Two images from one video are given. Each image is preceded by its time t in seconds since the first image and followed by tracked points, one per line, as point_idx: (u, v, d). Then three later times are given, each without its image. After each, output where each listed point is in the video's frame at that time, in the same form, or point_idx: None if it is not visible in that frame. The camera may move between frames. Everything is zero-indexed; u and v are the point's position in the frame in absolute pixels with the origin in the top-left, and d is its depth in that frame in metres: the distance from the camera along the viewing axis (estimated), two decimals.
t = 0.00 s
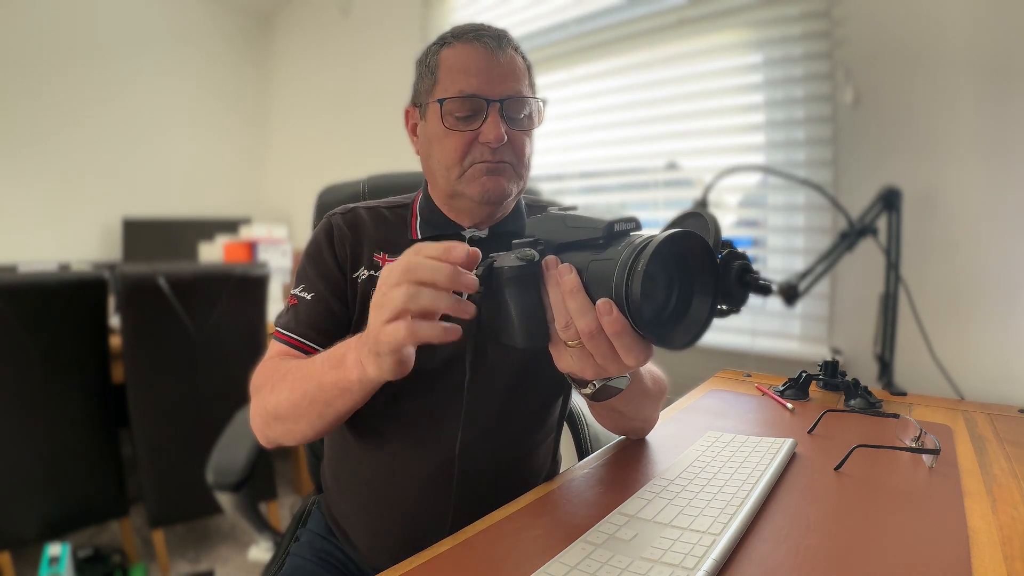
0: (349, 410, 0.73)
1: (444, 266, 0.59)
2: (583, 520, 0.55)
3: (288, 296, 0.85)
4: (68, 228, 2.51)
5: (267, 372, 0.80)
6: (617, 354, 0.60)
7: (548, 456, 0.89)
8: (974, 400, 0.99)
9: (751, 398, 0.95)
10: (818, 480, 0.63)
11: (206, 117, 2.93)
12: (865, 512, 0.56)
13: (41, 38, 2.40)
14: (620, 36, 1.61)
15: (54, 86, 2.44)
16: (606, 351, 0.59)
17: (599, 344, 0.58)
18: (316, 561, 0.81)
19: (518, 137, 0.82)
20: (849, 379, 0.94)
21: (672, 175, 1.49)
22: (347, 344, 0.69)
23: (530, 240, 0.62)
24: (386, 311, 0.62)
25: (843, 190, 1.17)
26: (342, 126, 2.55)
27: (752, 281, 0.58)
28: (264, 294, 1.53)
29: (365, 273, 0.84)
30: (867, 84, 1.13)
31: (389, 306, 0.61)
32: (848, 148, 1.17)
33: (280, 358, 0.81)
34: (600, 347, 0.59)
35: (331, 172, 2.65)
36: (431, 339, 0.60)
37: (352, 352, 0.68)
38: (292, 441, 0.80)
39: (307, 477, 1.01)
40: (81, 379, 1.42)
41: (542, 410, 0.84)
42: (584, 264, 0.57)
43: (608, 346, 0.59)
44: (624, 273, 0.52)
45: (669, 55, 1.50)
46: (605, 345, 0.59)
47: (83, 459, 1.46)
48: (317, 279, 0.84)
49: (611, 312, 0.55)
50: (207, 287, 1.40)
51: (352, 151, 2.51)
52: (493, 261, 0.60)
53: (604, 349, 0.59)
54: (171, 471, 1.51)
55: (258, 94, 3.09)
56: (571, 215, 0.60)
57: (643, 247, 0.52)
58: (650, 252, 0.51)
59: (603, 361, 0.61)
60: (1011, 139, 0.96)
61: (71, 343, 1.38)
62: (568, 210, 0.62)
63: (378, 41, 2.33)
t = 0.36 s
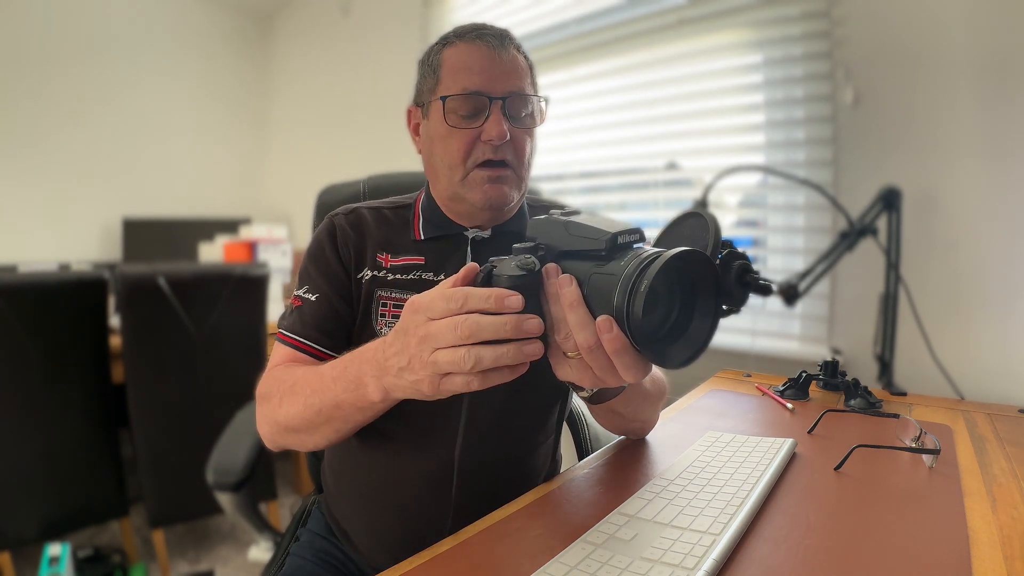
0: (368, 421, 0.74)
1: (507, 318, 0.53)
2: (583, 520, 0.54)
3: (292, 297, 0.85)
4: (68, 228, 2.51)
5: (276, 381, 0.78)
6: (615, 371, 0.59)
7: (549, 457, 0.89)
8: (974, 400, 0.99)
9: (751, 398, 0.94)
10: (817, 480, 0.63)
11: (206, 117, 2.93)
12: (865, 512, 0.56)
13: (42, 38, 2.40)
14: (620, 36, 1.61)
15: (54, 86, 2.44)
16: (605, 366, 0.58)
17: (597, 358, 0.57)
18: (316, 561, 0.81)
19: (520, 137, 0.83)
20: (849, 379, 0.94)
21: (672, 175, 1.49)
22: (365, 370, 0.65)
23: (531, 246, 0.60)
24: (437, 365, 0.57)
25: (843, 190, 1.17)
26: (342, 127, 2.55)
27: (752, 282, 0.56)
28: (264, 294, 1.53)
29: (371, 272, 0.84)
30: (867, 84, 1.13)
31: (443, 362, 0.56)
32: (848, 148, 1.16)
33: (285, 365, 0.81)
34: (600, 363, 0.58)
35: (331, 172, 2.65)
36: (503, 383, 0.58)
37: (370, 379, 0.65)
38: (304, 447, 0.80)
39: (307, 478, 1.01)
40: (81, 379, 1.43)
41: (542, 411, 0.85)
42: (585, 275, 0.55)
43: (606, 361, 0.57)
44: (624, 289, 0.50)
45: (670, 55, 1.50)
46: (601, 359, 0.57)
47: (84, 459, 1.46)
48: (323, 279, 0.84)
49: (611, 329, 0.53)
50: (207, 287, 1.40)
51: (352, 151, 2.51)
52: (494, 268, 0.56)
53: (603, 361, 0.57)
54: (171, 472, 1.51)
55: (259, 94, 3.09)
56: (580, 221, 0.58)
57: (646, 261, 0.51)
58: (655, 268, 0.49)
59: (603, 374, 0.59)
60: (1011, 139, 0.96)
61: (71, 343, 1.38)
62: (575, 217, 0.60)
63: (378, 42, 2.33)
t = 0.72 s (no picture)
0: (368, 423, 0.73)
1: (475, 338, 0.53)
2: (582, 520, 0.54)
3: (292, 299, 0.84)
4: (68, 228, 2.51)
5: (275, 384, 0.79)
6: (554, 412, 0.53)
7: (551, 458, 0.89)
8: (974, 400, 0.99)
9: (751, 398, 0.95)
10: (817, 480, 0.63)
11: (206, 116, 2.93)
12: (865, 512, 0.56)
13: (42, 38, 2.40)
14: (621, 36, 1.61)
15: (54, 86, 2.44)
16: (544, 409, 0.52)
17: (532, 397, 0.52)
18: (316, 561, 0.81)
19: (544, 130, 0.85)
20: (849, 379, 0.94)
21: (672, 174, 1.50)
22: (366, 377, 0.65)
23: (477, 272, 0.55)
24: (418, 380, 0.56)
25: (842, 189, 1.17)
26: (343, 127, 2.55)
27: (751, 282, 0.64)
28: (264, 294, 1.53)
29: (375, 272, 0.84)
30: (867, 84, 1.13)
31: (418, 378, 0.55)
32: (848, 149, 1.16)
33: (285, 367, 0.81)
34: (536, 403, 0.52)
35: (331, 172, 2.65)
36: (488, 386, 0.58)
37: (370, 385, 0.65)
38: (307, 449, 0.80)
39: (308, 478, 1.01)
40: (81, 379, 1.42)
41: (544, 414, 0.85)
42: (515, 306, 0.50)
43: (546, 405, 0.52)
44: (544, 320, 0.45)
45: (670, 54, 1.50)
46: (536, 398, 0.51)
47: (84, 458, 1.46)
48: (324, 281, 0.83)
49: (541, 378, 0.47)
50: (207, 287, 1.40)
51: (352, 152, 2.51)
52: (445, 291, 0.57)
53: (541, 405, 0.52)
54: (172, 471, 1.51)
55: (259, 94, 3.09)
56: (515, 253, 0.51)
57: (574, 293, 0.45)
58: (580, 302, 0.44)
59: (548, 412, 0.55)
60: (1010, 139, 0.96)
61: (71, 343, 1.38)
62: (518, 242, 0.53)
63: (378, 42, 2.33)
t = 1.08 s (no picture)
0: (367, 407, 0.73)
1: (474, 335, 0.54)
2: (582, 520, 0.54)
3: (292, 298, 0.85)
4: (68, 228, 2.51)
5: (273, 379, 0.79)
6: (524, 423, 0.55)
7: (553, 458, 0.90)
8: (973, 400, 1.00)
9: (751, 398, 0.95)
10: (817, 480, 0.63)
11: (205, 116, 2.93)
12: (865, 512, 0.56)
13: (41, 37, 2.40)
14: (621, 36, 1.61)
15: (54, 86, 2.44)
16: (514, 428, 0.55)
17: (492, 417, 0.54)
18: (317, 560, 0.81)
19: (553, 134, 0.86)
20: (849, 379, 0.94)
21: (673, 174, 1.50)
22: (354, 368, 0.64)
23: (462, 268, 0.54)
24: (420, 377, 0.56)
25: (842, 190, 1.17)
26: (342, 127, 2.55)
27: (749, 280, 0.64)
28: (264, 294, 1.53)
29: (377, 271, 0.84)
30: (867, 84, 1.13)
31: (426, 376, 0.55)
32: (850, 149, 1.16)
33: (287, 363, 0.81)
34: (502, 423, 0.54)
35: (331, 172, 2.65)
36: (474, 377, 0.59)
37: (360, 376, 0.64)
38: (306, 440, 0.80)
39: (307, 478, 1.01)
40: (81, 379, 1.42)
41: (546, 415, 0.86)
42: (479, 311, 0.50)
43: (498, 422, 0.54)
44: (494, 325, 0.44)
45: (670, 54, 1.50)
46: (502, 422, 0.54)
47: (84, 459, 1.46)
48: (327, 280, 0.83)
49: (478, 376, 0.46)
50: (207, 287, 1.40)
51: (352, 152, 2.51)
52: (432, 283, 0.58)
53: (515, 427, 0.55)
54: (171, 471, 1.51)
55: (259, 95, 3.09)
56: (488, 259, 0.50)
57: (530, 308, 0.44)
58: (534, 320, 0.43)
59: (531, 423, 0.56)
60: (1010, 139, 0.96)
61: (71, 343, 1.38)
62: (496, 246, 0.51)
63: (378, 41, 2.33)
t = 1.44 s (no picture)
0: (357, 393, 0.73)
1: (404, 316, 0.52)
2: (582, 520, 0.54)
3: (291, 300, 0.84)
4: (68, 228, 2.51)
5: (267, 376, 0.79)
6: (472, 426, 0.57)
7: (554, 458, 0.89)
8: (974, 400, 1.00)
9: (751, 398, 0.95)
10: (817, 480, 0.63)
11: (205, 116, 2.93)
12: (865, 512, 0.56)
13: (41, 37, 2.40)
14: (621, 36, 1.61)
15: (53, 86, 2.44)
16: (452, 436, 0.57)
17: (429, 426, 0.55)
18: (317, 560, 0.81)
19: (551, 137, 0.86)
20: (849, 379, 0.94)
21: (673, 174, 1.50)
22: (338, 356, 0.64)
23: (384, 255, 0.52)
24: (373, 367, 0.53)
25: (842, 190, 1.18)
26: (342, 127, 2.55)
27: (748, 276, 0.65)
28: (264, 294, 1.53)
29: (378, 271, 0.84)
30: (867, 84, 1.13)
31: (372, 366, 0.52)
32: (849, 149, 1.16)
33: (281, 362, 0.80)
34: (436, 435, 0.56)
35: (330, 172, 2.65)
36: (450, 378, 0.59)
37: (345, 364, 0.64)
38: (305, 432, 0.79)
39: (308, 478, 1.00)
40: (81, 379, 1.42)
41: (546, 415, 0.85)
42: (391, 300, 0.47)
43: (428, 436, 0.55)
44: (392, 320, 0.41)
45: (670, 54, 1.50)
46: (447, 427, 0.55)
47: (84, 459, 1.46)
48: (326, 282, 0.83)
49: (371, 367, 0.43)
50: (207, 287, 1.40)
51: (352, 152, 2.51)
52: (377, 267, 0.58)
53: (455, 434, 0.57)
54: (171, 472, 1.51)
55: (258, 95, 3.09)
56: (391, 251, 0.46)
57: (417, 319, 0.40)
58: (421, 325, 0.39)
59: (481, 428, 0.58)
60: (1010, 139, 0.96)
61: (71, 343, 1.38)
62: (408, 234, 0.47)
63: (378, 41, 2.33)
